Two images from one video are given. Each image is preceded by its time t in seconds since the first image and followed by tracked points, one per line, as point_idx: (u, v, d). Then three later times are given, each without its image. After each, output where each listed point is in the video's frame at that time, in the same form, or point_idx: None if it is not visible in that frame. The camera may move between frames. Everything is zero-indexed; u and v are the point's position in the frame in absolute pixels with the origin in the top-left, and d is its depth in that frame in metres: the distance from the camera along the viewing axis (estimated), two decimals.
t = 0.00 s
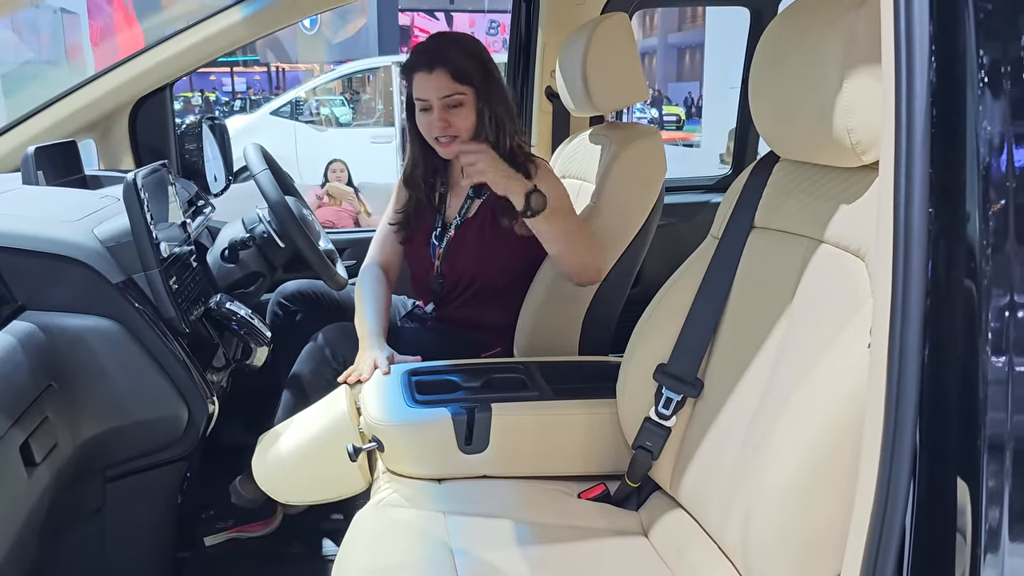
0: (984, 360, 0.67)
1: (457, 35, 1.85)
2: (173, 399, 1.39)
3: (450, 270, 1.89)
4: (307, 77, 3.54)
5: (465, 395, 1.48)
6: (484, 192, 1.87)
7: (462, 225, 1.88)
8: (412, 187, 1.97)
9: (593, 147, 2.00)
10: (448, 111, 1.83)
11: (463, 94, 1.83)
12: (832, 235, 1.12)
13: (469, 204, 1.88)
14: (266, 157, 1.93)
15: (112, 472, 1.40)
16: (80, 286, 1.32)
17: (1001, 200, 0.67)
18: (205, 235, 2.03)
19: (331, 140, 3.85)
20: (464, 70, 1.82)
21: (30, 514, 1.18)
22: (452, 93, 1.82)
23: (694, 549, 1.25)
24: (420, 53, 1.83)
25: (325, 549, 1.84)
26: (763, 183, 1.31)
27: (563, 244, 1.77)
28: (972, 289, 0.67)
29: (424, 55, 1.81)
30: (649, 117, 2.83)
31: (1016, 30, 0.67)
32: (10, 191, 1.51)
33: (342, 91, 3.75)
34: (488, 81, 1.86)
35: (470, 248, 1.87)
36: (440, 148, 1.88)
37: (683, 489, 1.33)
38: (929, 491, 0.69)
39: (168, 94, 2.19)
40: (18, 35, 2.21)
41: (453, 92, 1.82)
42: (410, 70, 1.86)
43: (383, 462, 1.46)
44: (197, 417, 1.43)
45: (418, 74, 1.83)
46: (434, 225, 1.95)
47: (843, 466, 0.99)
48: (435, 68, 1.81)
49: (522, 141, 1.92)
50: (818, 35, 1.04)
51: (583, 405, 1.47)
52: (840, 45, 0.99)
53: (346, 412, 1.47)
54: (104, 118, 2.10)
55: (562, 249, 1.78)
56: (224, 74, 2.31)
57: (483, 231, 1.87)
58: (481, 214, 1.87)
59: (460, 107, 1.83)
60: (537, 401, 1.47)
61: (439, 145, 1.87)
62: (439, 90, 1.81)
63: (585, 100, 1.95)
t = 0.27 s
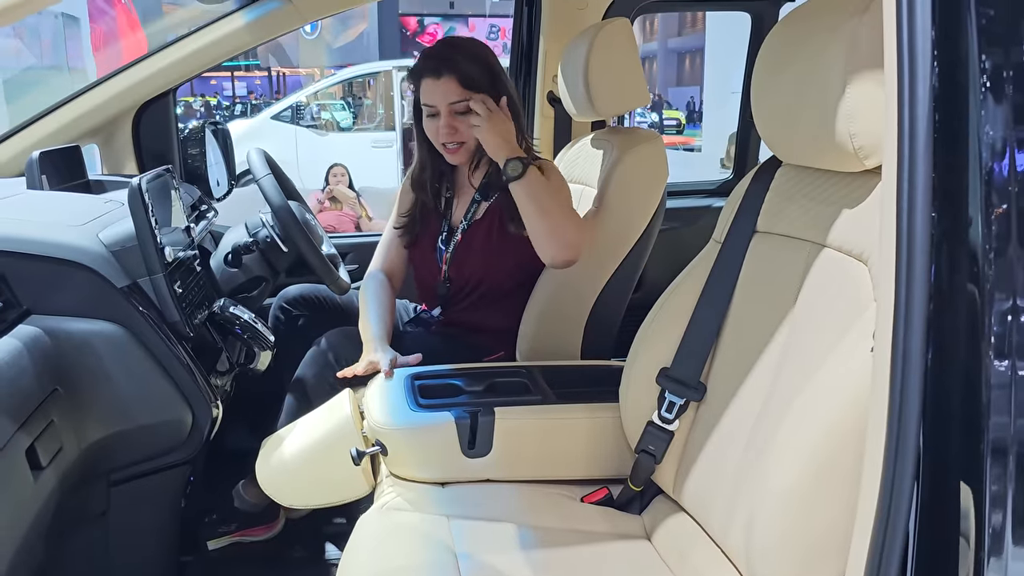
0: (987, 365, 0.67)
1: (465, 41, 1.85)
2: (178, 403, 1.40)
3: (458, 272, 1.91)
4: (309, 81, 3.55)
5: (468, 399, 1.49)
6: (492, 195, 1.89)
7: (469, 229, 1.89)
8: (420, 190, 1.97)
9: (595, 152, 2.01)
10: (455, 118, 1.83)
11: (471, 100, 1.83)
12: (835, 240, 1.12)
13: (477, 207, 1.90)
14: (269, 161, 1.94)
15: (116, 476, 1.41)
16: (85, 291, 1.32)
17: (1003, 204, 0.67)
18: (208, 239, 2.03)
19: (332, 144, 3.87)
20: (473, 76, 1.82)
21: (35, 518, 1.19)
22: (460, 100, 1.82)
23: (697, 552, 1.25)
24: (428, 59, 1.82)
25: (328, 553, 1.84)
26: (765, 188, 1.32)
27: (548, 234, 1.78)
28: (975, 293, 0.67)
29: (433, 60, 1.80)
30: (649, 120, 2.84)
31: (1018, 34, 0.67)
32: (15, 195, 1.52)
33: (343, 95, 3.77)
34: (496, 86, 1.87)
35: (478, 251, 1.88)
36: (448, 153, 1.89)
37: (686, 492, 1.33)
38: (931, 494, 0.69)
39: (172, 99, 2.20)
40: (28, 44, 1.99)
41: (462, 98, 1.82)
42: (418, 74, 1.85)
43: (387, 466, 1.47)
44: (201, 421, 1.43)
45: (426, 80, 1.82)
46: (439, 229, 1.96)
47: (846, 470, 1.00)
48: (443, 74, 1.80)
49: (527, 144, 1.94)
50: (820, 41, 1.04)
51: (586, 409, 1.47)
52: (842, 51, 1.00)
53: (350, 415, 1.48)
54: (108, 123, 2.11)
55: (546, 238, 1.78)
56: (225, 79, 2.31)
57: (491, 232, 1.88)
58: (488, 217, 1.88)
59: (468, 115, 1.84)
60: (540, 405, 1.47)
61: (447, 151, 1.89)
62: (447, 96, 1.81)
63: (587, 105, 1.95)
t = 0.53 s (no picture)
0: (987, 369, 0.68)
1: (464, 47, 1.88)
2: (181, 406, 1.40)
3: (458, 274, 1.91)
4: (310, 85, 3.56)
5: (470, 403, 1.49)
6: (493, 198, 1.91)
7: (470, 232, 1.90)
8: (424, 197, 1.98)
9: (596, 157, 2.02)
10: (452, 125, 1.86)
11: (467, 107, 1.86)
12: (835, 245, 1.13)
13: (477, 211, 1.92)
14: (272, 165, 1.94)
15: (119, 479, 1.41)
16: (90, 295, 1.33)
17: (1003, 210, 0.68)
18: (211, 244, 2.03)
19: (333, 148, 3.87)
20: (470, 83, 1.85)
21: (39, 521, 1.19)
22: (456, 106, 1.86)
23: (698, 556, 1.26)
24: (426, 69, 1.87)
25: (329, 557, 1.84)
26: (766, 193, 1.32)
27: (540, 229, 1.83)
28: (975, 298, 0.68)
29: (429, 70, 1.85)
30: (650, 125, 2.84)
31: (1018, 41, 0.68)
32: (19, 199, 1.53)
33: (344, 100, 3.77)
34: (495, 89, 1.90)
35: (478, 253, 1.89)
36: (449, 161, 1.92)
37: (686, 497, 1.34)
38: (932, 498, 0.70)
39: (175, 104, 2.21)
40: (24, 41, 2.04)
41: (457, 105, 1.86)
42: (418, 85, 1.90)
43: (389, 470, 1.47)
44: (204, 425, 1.44)
45: (424, 90, 1.88)
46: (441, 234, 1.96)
47: (846, 474, 1.00)
48: (439, 83, 1.85)
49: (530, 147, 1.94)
50: (821, 49, 1.05)
51: (587, 414, 1.48)
52: (843, 57, 1.01)
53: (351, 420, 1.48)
54: (111, 128, 2.12)
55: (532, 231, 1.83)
56: (227, 84, 2.30)
57: (492, 235, 1.90)
58: (490, 219, 1.90)
59: (464, 122, 1.87)
60: (542, 409, 1.48)
61: (448, 159, 1.92)
62: (444, 104, 1.85)
63: (588, 110, 1.96)
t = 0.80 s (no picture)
0: (981, 372, 0.69)
1: (440, 54, 1.87)
2: (183, 407, 1.41)
3: (457, 275, 1.92)
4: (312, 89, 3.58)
5: (470, 406, 1.50)
6: (490, 199, 1.91)
7: (466, 234, 1.91)
8: (418, 207, 2.00)
9: (597, 161, 2.03)
10: (439, 130, 1.85)
11: (453, 110, 1.85)
12: (833, 249, 1.14)
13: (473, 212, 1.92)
14: (274, 169, 1.95)
15: (122, 479, 1.42)
16: (93, 297, 1.34)
17: (996, 215, 0.69)
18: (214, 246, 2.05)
19: (335, 151, 3.88)
20: (450, 87, 1.84)
21: (43, 521, 1.20)
22: (442, 111, 1.84)
23: (697, 558, 1.27)
24: (406, 79, 1.85)
25: (330, 558, 1.85)
26: (764, 198, 1.34)
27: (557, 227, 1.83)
28: (969, 302, 0.69)
29: (410, 79, 1.84)
30: (651, 129, 2.83)
31: (1011, 49, 0.69)
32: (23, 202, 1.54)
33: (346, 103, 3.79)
34: (479, 91, 1.90)
35: (477, 255, 1.90)
36: (441, 166, 1.91)
37: (685, 499, 1.35)
38: (927, 501, 0.71)
39: (178, 107, 2.22)
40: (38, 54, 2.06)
41: (443, 110, 1.84)
42: (399, 97, 1.89)
43: (389, 471, 1.48)
44: (205, 426, 1.45)
45: (406, 100, 1.86)
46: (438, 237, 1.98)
47: (842, 477, 1.01)
48: (420, 91, 1.83)
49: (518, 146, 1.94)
50: (819, 56, 1.06)
51: (586, 416, 1.49)
52: (840, 64, 1.02)
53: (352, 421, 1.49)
54: (114, 131, 2.13)
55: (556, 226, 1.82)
56: (228, 86, 2.28)
57: (490, 236, 1.90)
58: (486, 221, 1.90)
59: (450, 126, 1.86)
60: (542, 411, 1.49)
61: (439, 165, 1.91)
62: (428, 111, 1.84)
63: (589, 115, 1.97)
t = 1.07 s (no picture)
0: (980, 373, 0.69)
1: (433, 53, 1.85)
2: (183, 406, 1.42)
3: (446, 275, 1.89)
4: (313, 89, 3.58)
5: (469, 405, 1.50)
6: (474, 198, 1.87)
7: (455, 231, 1.88)
8: (408, 211, 2.02)
9: (597, 161, 2.03)
10: (435, 128, 1.83)
11: (449, 108, 1.83)
12: (833, 250, 1.14)
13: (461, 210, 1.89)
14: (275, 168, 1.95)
15: (122, 478, 1.43)
16: (94, 295, 1.34)
17: (996, 216, 0.69)
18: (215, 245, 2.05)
19: (335, 151, 3.89)
20: (447, 85, 1.82)
21: (43, 519, 1.21)
22: (438, 110, 1.82)
23: (696, 558, 1.27)
24: (398, 78, 1.83)
25: (329, 557, 1.85)
26: (764, 198, 1.34)
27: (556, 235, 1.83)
28: (968, 302, 0.69)
29: (405, 77, 1.81)
30: (652, 130, 2.81)
31: (1011, 50, 0.69)
32: (24, 200, 1.54)
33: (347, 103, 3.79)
34: (473, 93, 1.88)
35: (464, 255, 1.87)
36: (436, 164, 1.89)
37: (685, 499, 1.35)
38: (926, 500, 0.71)
39: (179, 106, 2.22)
40: (39, 53, 2.02)
41: (439, 108, 1.82)
42: (391, 96, 1.86)
43: (389, 470, 1.48)
44: (205, 425, 1.45)
45: (402, 98, 1.83)
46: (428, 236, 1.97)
47: (842, 477, 1.01)
48: (417, 89, 1.81)
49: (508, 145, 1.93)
50: (819, 57, 1.06)
51: (586, 416, 1.49)
52: (840, 65, 1.02)
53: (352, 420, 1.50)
54: (115, 130, 2.14)
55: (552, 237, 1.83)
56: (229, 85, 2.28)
57: (477, 234, 1.86)
58: (472, 221, 1.86)
59: (447, 124, 1.84)
60: (542, 411, 1.49)
61: (434, 163, 1.89)
62: (425, 109, 1.81)
63: (589, 115, 1.97)
